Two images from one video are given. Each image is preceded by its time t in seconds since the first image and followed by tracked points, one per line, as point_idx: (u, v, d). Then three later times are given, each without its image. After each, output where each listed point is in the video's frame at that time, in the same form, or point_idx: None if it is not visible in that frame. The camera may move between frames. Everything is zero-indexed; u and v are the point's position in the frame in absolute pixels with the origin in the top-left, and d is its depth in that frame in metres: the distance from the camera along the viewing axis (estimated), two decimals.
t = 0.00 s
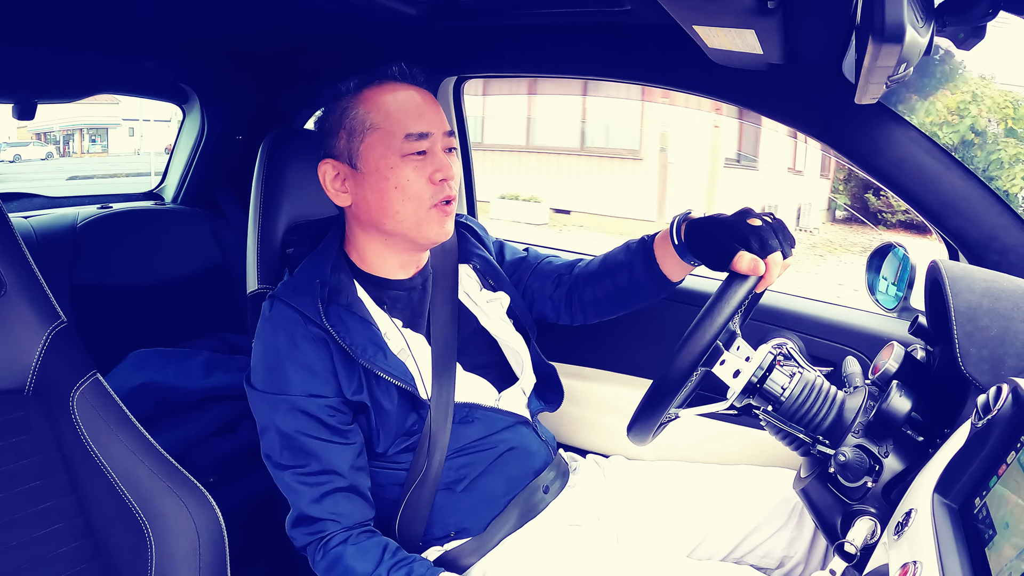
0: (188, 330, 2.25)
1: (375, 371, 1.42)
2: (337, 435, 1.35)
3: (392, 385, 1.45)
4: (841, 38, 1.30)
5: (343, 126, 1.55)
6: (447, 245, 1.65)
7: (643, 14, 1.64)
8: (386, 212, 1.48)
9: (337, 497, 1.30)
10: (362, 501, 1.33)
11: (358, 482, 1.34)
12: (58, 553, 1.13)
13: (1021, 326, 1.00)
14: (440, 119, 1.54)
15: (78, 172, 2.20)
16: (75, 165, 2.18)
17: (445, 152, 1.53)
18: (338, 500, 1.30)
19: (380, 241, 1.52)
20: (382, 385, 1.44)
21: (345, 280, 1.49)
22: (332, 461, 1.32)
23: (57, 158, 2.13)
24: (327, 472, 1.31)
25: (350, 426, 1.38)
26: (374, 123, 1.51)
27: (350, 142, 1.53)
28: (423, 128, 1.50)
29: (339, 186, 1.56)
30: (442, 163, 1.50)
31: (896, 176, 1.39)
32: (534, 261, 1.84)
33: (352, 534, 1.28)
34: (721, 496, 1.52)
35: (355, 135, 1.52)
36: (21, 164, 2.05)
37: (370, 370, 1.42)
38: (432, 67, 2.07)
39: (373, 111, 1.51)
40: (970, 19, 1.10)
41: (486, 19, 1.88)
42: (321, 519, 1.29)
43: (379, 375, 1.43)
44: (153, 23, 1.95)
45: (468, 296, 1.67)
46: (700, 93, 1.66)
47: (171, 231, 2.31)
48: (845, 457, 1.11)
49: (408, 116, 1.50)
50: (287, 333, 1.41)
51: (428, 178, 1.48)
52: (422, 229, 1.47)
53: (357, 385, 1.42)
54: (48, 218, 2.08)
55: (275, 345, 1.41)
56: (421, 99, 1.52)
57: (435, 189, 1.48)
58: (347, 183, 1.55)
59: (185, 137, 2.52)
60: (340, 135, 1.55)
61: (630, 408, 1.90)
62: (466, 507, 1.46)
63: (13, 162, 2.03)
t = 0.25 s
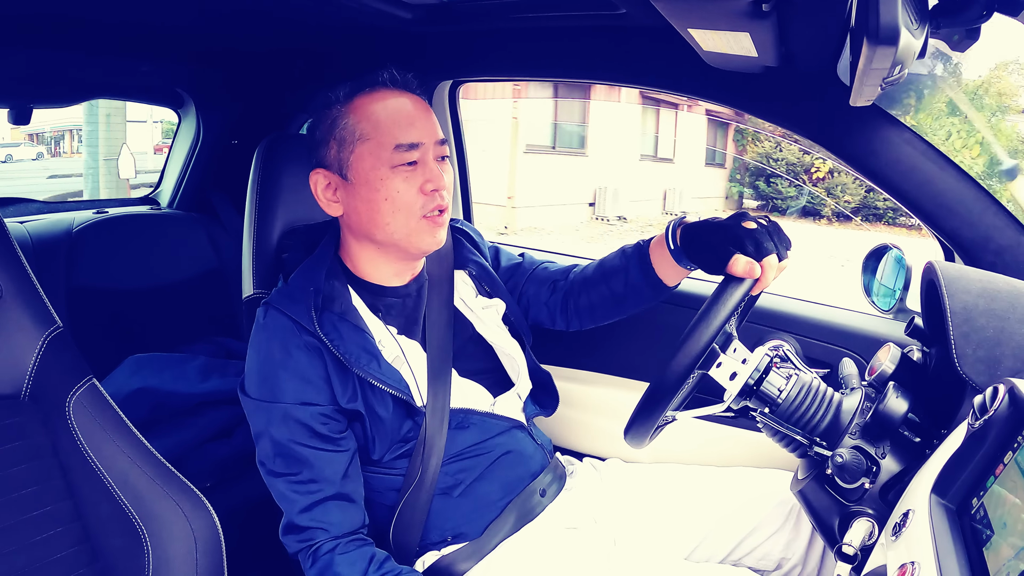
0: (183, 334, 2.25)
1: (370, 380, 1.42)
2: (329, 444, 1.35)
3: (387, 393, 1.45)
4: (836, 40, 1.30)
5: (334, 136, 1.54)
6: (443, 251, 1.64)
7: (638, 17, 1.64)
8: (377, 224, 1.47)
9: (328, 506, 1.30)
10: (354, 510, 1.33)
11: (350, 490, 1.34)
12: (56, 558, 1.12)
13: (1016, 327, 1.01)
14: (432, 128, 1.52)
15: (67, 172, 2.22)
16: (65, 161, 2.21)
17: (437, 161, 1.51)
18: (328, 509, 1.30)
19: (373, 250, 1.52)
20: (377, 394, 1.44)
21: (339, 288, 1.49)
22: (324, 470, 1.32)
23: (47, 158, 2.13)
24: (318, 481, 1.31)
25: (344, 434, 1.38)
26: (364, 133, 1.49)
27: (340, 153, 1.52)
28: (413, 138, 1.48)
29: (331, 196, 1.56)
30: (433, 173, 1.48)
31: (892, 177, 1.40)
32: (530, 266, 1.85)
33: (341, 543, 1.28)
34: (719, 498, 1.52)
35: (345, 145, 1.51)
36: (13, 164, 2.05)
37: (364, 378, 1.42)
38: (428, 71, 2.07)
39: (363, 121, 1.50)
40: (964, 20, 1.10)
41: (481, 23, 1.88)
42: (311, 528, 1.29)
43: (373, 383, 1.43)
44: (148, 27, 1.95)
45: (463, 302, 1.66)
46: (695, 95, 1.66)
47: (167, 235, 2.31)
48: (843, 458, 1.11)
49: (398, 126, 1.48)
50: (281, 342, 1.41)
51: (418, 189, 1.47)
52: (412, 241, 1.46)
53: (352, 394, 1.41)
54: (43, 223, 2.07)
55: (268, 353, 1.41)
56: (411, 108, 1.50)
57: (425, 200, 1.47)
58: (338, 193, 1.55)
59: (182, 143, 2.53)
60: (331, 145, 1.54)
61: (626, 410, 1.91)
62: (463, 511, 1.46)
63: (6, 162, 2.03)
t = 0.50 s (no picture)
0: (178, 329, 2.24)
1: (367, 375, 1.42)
2: (324, 436, 1.35)
3: (385, 388, 1.45)
4: (833, 37, 1.30)
5: (327, 131, 1.53)
6: (441, 245, 1.64)
7: (635, 13, 1.64)
8: (371, 219, 1.47)
9: (321, 496, 1.30)
10: (347, 501, 1.32)
11: (344, 481, 1.34)
12: (51, 554, 1.12)
13: (1011, 326, 1.01)
14: (425, 121, 1.51)
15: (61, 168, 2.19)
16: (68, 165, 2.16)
17: (430, 154, 1.50)
18: (321, 499, 1.30)
19: (368, 245, 1.52)
20: (374, 388, 1.44)
21: (335, 282, 1.48)
22: (318, 462, 1.32)
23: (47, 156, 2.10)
24: (312, 472, 1.31)
25: (339, 428, 1.38)
26: (355, 128, 1.48)
27: (333, 148, 1.52)
28: (405, 133, 1.47)
29: (325, 191, 1.56)
30: (426, 166, 1.47)
31: (887, 175, 1.39)
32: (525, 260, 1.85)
33: (332, 533, 1.28)
34: (714, 494, 1.52)
35: (337, 141, 1.51)
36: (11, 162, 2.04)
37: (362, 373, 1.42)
38: (425, 67, 2.07)
39: (354, 115, 1.49)
40: (961, 18, 1.11)
41: (478, 19, 1.87)
42: (302, 518, 1.29)
43: (371, 378, 1.43)
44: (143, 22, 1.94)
45: (461, 297, 1.66)
46: (691, 92, 1.66)
47: (163, 231, 2.30)
48: (838, 455, 1.12)
49: (389, 120, 1.47)
50: (276, 335, 1.41)
51: (411, 183, 1.46)
52: (407, 234, 1.46)
53: (349, 388, 1.41)
54: (39, 218, 2.06)
55: (265, 346, 1.40)
56: (403, 101, 1.49)
57: (419, 194, 1.46)
58: (331, 188, 1.55)
59: (178, 138, 2.52)
60: (324, 140, 1.54)
61: (622, 407, 1.91)
62: (459, 507, 1.46)
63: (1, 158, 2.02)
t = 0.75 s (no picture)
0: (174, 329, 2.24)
1: (365, 368, 1.43)
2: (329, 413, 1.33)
3: (382, 382, 1.45)
4: (829, 38, 1.30)
5: (308, 136, 1.52)
6: (433, 243, 1.64)
7: (632, 14, 1.64)
8: (356, 223, 1.47)
9: (331, 467, 1.26)
10: (357, 477, 1.28)
11: (351, 458, 1.30)
12: (45, 553, 1.12)
13: (1007, 326, 1.01)
14: (406, 123, 1.50)
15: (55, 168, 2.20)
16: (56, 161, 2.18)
17: (412, 156, 1.49)
18: (331, 469, 1.26)
19: (356, 247, 1.51)
20: (371, 382, 1.44)
21: (332, 279, 1.49)
22: (325, 434, 1.30)
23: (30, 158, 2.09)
24: (321, 443, 1.28)
25: (342, 412, 1.36)
26: (336, 133, 1.47)
27: (315, 153, 1.51)
28: (385, 136, 1.46)
29: (309, 197, 1.55)
30: (410, 168, 1.46)
31: (883, 176, 1.40)
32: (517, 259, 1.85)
33: (343, 506, 1.22)
34: (708, 495, 1.52)
35: (319, 146, 1.49)
36: None
37: (359, 366, 1.42)
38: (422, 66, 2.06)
39: (334, 120, 1.48)
40: (958, 20, 1.10)
41: (475, 18, 1.87)
42: (313, 490, 1.23)
43: (368, 372, 1.43)
44: (140, 20, 1.93)
45: (452, 297, 1.66)
46: (687, 93, 1.67)
47: (159, 229, 2.29)
48: (832, 456, 1.11)
49: (370, 124, 1.46)
50: (275, 326, 1.41)
51: (395, 185, 1.45)
52: (393, 237, 1.46)
53: (349, 379, 1.41)
54: (34, 217, 2.05)
55: (265, 335, 1.40)
56: (381, 105, 1.48)
57: (402, 197, 1.45)
58: (315, 193, 1.54)
59: (174, 136, 2.52)
60: (305, 145, 1.52)
61: (617, 407, 1.91)
62: (453, 506, 1.47)
63: None
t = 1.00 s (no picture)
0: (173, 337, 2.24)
1: (369, 372, 1.43)
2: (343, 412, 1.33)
3: (384, 387, 1.45)
4: (825, 39, 1.31)
5: (301, 148, 1.52)
6: (428, 250, 1.64)
7: (627, 18, 1.65)
8: (351, 236, 1.47)
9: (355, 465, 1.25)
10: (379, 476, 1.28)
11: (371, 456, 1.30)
12: (46, 562, 1.12)
13: (1006, 325, 1.01)
14: (400, 136, 1.49)
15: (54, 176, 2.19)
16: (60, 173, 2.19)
17: (406, 169, 1.49)
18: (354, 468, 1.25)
19: (353, 258, 1.52)
20: (374, 387, 1.44)
21: (334, 284, 1.49)
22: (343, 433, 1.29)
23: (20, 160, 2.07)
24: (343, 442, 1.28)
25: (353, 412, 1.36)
26: (329, 147, 1.47)
27: (308, 166, 1.50)
28: (378, 150, 1.46)
29: (304, 208, 1.55)
30: (404, 182, 1.47)
31: (880, 176, 1.41)
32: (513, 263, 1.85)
33: (372, 505, 1.21)
34: (710, 499, 1.52)
35: (311, 160, 1.49)
36: None
37: (363, 370, 1.42)
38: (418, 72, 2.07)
39: (327, 133, 1.47)
40: (955, 20, 1.11)
41: (470, 24, 1.88)
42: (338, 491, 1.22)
43: (371, 376, 1.43)
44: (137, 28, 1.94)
45: (449, 302, 1.66)
46: (684, 96, 1.67)
47: (157, 237, 2.29)
48: (833, 458, 1.11)
49: (363, 138, 1.46)
50: (278, 330, 1.40)
51: (389, 199, 1.45)
52: (389, 249, 1.47)
53: (354, 383, 1.41)
54: (31, 225, 2.05)
55: (271, 337, 1.39)
56: (372, 119, 1.47)
57: (396, 211, 1.46)
58: (311, 205, 1.54)
59: (171, 143, 2.51)
60: (298, 157, 1.52)
61: (617, 410, 1.91)
62: (453, 511, 1.46)
63: None
